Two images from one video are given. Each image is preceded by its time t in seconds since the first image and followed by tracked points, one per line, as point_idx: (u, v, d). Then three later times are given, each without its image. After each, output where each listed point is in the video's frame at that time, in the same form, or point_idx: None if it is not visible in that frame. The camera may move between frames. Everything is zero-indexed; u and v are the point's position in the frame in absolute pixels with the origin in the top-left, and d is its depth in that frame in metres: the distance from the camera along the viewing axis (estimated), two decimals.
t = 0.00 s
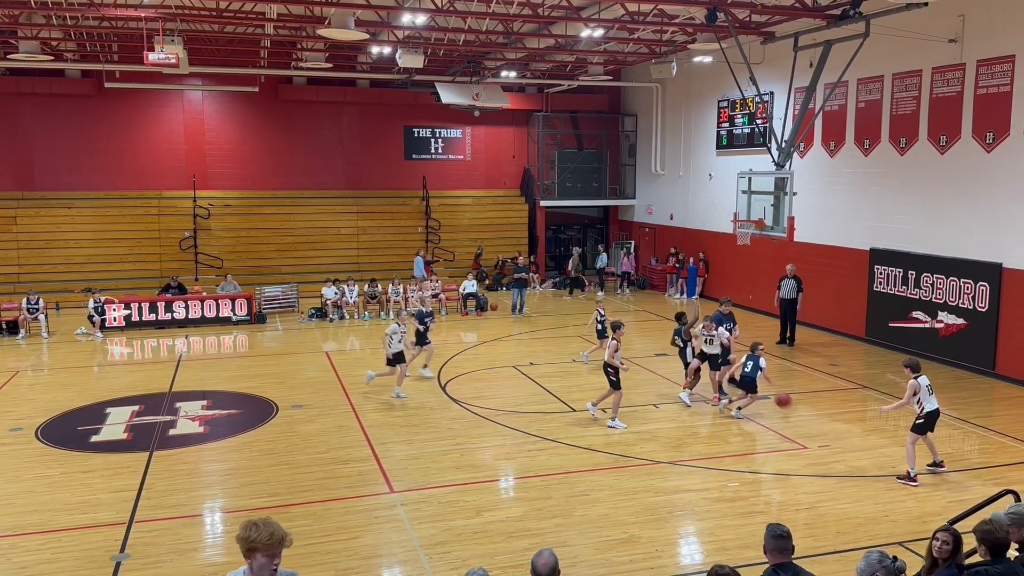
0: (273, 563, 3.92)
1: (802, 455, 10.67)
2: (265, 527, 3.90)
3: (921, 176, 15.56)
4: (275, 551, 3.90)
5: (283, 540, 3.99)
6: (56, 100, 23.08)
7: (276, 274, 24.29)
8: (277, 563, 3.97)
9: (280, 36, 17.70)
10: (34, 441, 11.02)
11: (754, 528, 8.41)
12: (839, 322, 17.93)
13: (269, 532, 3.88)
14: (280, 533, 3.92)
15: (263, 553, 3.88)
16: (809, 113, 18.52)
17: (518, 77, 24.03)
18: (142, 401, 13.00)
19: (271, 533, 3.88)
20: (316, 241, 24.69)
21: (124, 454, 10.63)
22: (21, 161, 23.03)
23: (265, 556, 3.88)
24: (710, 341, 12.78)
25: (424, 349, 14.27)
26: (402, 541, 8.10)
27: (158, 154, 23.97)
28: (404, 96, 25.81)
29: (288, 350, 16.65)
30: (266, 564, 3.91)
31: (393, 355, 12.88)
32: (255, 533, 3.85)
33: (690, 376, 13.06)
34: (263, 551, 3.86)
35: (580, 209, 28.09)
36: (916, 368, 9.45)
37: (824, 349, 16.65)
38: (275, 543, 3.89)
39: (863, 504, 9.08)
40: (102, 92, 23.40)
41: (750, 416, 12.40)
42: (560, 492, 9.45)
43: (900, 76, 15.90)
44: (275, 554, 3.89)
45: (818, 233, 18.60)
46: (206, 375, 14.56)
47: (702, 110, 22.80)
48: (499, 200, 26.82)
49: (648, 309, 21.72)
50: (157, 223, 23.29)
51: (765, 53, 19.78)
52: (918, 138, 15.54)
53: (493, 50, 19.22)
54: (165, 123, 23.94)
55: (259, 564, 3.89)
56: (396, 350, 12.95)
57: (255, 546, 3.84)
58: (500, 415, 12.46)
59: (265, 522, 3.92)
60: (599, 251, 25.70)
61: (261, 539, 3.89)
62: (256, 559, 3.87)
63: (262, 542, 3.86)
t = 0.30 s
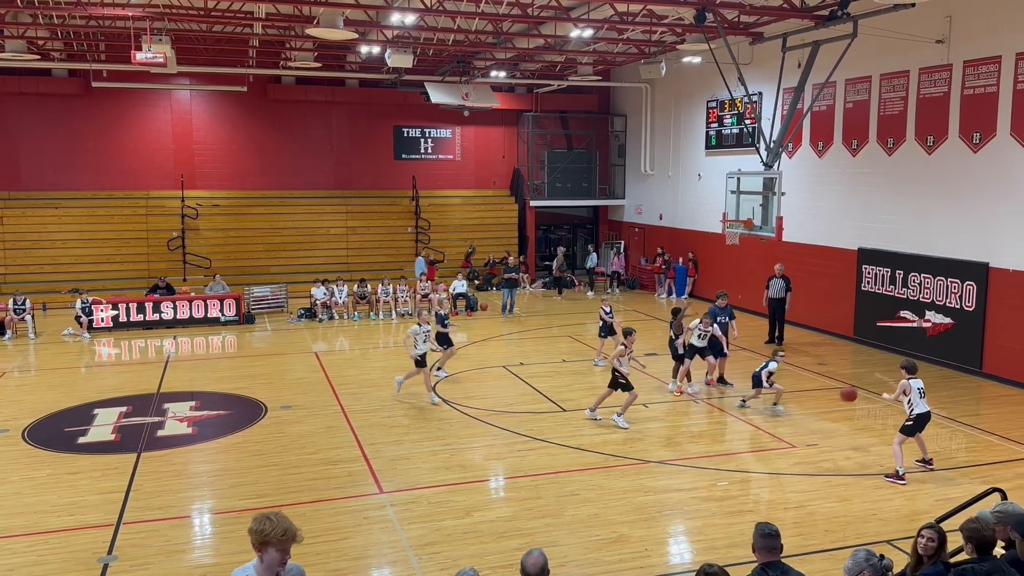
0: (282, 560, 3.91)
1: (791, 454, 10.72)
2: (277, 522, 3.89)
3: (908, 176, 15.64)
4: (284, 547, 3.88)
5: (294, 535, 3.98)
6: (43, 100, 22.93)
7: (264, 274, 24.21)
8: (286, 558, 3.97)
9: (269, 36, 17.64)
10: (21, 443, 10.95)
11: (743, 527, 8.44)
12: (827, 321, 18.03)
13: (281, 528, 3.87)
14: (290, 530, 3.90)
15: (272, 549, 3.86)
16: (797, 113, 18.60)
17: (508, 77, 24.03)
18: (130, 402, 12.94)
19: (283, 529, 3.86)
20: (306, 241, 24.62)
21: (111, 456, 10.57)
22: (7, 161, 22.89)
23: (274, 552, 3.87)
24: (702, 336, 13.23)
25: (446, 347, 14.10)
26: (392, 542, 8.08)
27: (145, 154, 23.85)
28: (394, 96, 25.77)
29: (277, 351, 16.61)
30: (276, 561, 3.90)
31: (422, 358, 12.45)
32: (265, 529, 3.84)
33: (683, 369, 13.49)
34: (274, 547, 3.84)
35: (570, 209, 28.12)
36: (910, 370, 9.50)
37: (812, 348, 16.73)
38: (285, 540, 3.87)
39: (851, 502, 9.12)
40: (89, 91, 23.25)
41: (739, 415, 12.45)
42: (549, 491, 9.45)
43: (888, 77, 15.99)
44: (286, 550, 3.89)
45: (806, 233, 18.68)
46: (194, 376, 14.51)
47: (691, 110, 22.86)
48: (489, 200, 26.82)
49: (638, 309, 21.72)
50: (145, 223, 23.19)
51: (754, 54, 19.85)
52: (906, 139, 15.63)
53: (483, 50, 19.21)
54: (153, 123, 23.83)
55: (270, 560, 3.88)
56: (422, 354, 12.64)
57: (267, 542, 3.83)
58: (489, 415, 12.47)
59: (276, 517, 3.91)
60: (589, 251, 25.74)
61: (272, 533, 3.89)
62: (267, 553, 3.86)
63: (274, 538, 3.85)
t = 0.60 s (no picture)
0: (309, 555, 3.92)
1: (781, 452, 10.76)
2: (306, 516, 3.90)
3: (896, 176, 15.72)
4: (311, 542, 3.89)
5: (322, 531, 3.98)
6: (31, 99, 22.79)
7: (254, 275, 24.13)
8: (313, 553, 3.98)
9: (258, 35, 17.57)
10: (8, 445, 10.88)
11: (733, 526, 8.46)
12: (816, 321, 18.10)
13: (310, 523, 3.87)
14: (319, 525, 3.90)
15: (300, 543, 3.88)
16: (787, 113, 18.66)
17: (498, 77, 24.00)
18: (119, 403, 12.87)
19: (313, 524, 3.87)
20: (295, 241, 24.56)
21: (99, 457, 10.51)
22: None
23: (302, 547, 3.89)
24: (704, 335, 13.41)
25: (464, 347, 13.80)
26: (382, 542, 8.06)
27: (134, 154, 23.74)
28: (383, 95, 25.72)
29: (267, 351, 16.54)
30: (303, 555, 3.90)
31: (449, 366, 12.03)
32: (295, 523, 3.84)
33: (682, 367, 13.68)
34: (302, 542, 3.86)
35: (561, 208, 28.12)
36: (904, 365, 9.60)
37: (802, 347, 16.78)
38: (313, 535, 3.88)
39: (840, 501, 9.16)
40: (76, 90, 23.12)
41: (728, 414, 12.48)
42: (540, 491, 9.45)
43: (876, 77, 16.07)
44: (313, 546, 3.90)
45: (795, 233, 18.76)
46: (184, 376, 14.44)
47: (681, 110, 22.90)
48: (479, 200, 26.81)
49: (629, 309, 21.69)
50: (134, 223, 23.08)
51: (743, 54, 19.91)
52: (894, 138, 15.70)
53: (473, 49, 19.18)
54: (142, 122, 23.72)
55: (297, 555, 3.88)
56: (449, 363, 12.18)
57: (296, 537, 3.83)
58: (480, 415, 12.46)
59: (305, 510, 3.92)
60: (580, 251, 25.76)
61: (300, 528, 3.90)
62: (295, 548, 3.88)
63: (301, 533, 3.86)
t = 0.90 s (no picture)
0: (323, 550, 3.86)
1: (771, 451, 10.80)
2: (320, 511, 3.83)
3: (886, 176, 15.79)
4: (324, 538, 3.83)
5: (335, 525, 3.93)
6: (19, 98, 22.67)
7: (244, 275, 24.04)
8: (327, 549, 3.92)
9: (248, 34, 17.52)
10: None
11: (723, 525, 8.49)
12: (806, 320, 18.18)
13: (322, 519, 3.80)
14: (332, 521, 3.84)
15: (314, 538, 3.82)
16: (777, 113, 18.72)
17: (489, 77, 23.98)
18: (108, 404, 12.80)
19: (325, 521, 3.80)
20: (286, 241, 24.49)
21: (88, 458, 10.46)
22: None
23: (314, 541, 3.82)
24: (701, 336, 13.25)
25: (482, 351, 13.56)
26: (373, 542, 8.05)
27: (124, 154, 23.63)
28: (374, 95, 25.66)
29: (258, 352, 16.48)
30: (316, 551, 3.85)
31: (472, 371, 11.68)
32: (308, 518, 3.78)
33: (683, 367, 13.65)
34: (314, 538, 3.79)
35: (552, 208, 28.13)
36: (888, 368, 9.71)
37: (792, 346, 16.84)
38: (326, 531, 3.82)
39: (830, 500, 9.19)
40: (65, 90, 23.00)
41: (719, 413, 12.51)
42: (531, 491, 9.46)
43: (866, 77, 16.15)
44: (326, 542, 3.84)
45: (785, 233, 18.83)
46: (173, 377, 14.37)
47: (672, 110, 22.95)
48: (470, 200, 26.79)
49: (620, 309, 21.71)
50: (123, 223, 22.96)
51: (734, 54, 19.97)
52: (884, 138, 15.78)
53: (464, 49, 19.17)
54: (131, 122, 23.62)
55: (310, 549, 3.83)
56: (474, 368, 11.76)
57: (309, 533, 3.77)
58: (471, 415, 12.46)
59: (319, 505, 3.86)
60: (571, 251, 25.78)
61: (312, 525, 3.84)
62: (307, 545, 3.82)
63: (313, 528, 3.80)
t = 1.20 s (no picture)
0: (342, 548, 3.91)
1: (763, 451, 10.83)
2: (337, 509, 3.89)
3: (876, 176, 15.85)
4: (343, 535, 3.88)
5: (352, 523, 3.98)
6: (8, 98, 22.55)
7: (235, 275, 23.96)
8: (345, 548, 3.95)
9: (239, 33, 17.47)
10: None
11: (716, 524, 8.51)
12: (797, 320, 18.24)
13: (340, 518, 3.86)
14: (350, 518, 3.89)
15: (331, 536, 3.87)
16: (768, 113, 18.77)
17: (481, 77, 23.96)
18: (98, 405, 12.74)
19: (343, 519, 3.86)
20: (277, 241, 24.42)
21: (78, 460, 10.40)
22: None
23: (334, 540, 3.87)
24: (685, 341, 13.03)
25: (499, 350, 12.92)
26: (365, 543, 8.03)
27: (114, 154, 23.53)
28: (365, 95, 25.59)
29: (249, 352, 16.43)
30: (335, 549, 3.90)
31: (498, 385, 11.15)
32: (326, 518, 3.83)
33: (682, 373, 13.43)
34: (333, 536, 3.84)
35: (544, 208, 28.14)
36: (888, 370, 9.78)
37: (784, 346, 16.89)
38: (343, 529, 3.86)
39: (822, 499, 9.22)
40: (55, 90, 22.89)
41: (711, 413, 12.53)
42: (524, 491, 9.46)
43: (856, 78, 16.22)
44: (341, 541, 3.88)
45: (776, 233, 18.91)
46: (164, 379, 14.30)
47: (663, 110, 23.00)
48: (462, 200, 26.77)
49: (612, 309, 21.73)
50: (113, 223, 22.85)
51: (725, 55, 20.04)
52: (874, 139, 15.85)
53: (456, 49, 19.15)
54: (122, 122, 23.52)
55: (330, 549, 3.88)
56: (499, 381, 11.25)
57: (328, 531, 3.82)
58: (464, 415, 12.45)
59: (336, 504, 3.91)
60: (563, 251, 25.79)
61: (328, 525, 3.88)
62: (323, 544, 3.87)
63: (326, 527, 3.84)
